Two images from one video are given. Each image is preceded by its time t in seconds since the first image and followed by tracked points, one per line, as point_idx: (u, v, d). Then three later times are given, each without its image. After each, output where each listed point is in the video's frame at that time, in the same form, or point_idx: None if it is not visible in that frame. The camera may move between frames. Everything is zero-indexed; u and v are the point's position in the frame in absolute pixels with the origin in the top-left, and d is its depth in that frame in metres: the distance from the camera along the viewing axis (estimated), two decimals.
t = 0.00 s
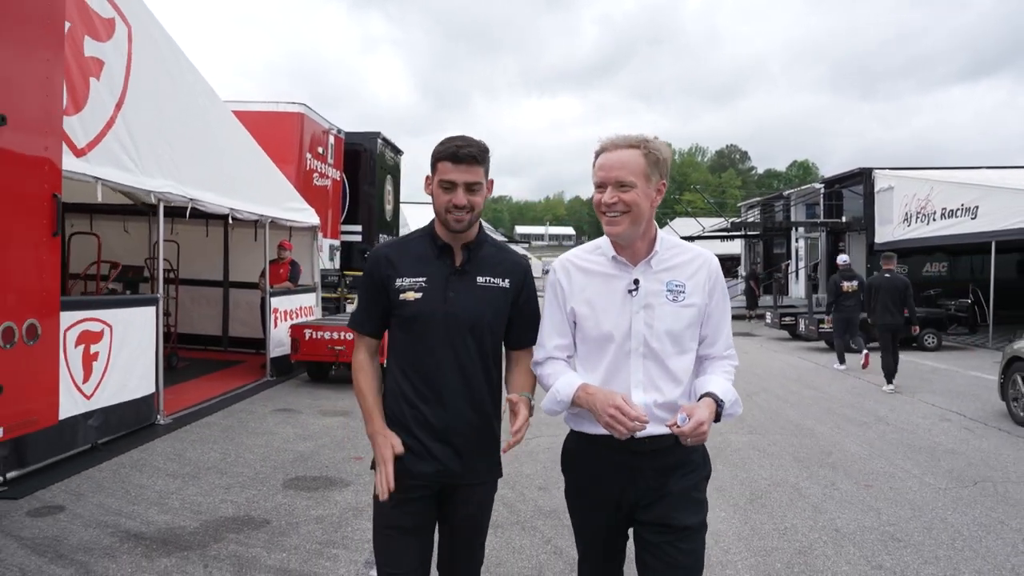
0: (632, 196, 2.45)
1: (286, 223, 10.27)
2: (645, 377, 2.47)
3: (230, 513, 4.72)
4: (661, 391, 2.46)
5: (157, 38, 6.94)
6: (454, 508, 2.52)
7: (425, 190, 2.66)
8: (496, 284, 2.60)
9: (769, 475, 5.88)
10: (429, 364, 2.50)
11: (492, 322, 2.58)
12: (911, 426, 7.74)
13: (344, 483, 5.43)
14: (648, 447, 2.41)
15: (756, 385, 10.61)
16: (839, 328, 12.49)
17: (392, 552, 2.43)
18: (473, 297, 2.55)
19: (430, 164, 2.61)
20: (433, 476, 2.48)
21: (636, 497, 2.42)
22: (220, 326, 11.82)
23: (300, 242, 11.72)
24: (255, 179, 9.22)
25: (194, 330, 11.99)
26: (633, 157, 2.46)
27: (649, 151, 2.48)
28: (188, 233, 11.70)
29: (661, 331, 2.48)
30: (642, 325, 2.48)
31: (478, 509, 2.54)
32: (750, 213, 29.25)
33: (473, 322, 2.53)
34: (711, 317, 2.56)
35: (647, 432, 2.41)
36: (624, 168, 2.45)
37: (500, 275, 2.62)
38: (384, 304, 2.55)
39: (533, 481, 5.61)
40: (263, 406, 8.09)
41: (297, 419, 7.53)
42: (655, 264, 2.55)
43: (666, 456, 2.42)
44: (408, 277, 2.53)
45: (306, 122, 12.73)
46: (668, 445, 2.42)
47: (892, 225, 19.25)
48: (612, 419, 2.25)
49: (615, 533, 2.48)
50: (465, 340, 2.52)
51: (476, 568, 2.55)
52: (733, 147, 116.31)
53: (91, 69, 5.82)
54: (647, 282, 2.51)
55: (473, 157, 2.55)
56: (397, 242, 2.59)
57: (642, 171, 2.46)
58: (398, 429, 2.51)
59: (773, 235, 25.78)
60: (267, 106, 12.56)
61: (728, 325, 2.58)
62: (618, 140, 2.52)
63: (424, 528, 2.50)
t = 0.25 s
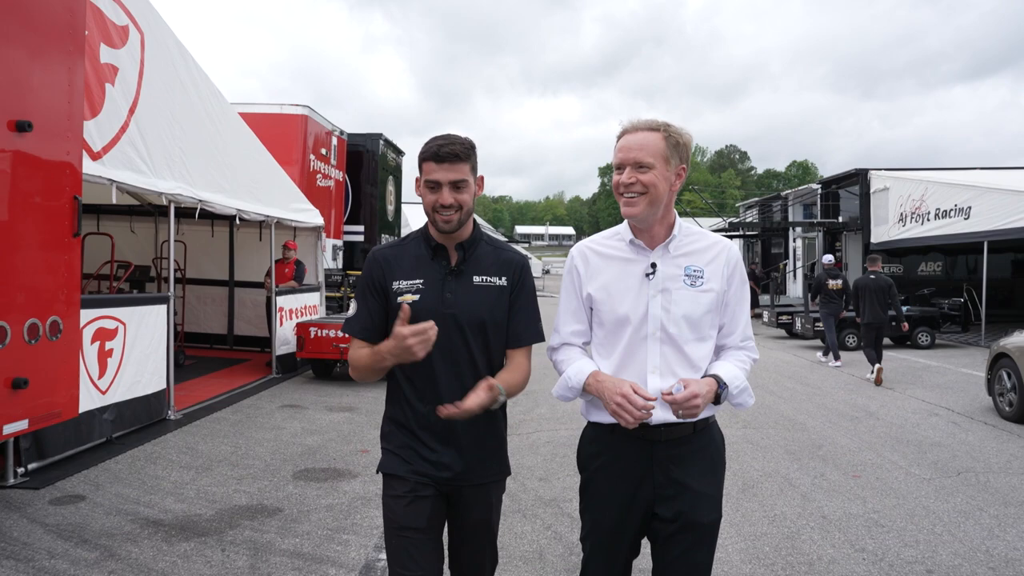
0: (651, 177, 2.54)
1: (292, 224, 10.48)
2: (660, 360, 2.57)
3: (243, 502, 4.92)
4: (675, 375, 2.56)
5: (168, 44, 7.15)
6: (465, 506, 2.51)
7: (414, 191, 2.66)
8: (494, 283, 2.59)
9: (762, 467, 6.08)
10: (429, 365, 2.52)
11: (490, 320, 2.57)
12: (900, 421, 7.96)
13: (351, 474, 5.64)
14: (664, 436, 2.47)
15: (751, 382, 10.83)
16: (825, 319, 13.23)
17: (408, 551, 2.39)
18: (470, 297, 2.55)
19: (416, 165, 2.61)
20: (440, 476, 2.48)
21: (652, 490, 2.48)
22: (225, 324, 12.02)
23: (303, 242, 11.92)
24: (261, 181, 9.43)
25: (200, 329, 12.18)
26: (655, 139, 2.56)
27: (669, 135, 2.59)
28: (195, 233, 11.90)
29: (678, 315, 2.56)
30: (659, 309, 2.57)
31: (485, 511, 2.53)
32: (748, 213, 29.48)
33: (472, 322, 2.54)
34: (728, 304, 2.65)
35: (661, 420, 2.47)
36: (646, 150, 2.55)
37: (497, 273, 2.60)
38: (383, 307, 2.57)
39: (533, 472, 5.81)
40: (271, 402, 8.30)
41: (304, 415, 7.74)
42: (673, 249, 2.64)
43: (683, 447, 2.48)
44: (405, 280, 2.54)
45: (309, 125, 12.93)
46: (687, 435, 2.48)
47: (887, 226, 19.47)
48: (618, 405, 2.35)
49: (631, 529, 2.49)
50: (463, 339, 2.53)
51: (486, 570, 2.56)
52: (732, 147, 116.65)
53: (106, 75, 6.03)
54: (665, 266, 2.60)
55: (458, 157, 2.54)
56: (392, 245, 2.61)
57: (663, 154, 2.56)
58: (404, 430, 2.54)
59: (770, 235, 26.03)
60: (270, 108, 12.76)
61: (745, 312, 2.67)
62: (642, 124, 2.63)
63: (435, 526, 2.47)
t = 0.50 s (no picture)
0: (648, 175, 2.55)
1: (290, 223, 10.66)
2: (659, 354, 2.60)
3: (248, 491, 5.11)
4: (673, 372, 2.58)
5: (170, 48, 7.33)
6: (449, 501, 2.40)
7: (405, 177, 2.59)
8: (483, 274, 2.52)
9: (747, 458, 6.32)
10: (415, 358, 2.42)
11: (480, 311, 2.49)
12: (882, 415, 8.22)
13: (351, 466, 5.83)
14: (662, 431, 2.48)
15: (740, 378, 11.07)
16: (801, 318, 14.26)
17: (401, 550, 2.39)
18: (459, 288, 2.47)
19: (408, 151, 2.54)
20: (425, 471, 2.38)
21: (651, 485, 2.48)
22: (223, 323, 12.19)
23: (300, 242, 12.09)
24: (260, 182, 9.61)
25: (198, 327, 12.34)
26: (653, 137, 2.57)
27: (669, 132, 2.59)
28: (193, 233, 12.00)
29: (677, 311, 2.59)
30: (657, 304, 2.60)
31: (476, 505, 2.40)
32: (739, 213, 29.78)
33: (461, 313, 2.45)
34: (730, 301, 2.66)
35: (660, 416, 2.48)
36: (644, 148, 2.56)
37: (486, 264, 2.54)
38: (370, 300, 2.50)
39: (527, 463, 6.02)
40: (270, 398, 8.49)
41: (303, 410, 7.93)
42: (674, 246, 2.67)
43: (681, 442, 2.49)
44: (392, 271, 2.47)
45: (306, 125, 13.09)
46: (684, 431, 2.50)
47: (875, 226, 19.77)
48: (613, 395, 2.38)
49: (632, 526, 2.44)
50: (452, 331, 2.44)
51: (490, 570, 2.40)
52: (724, 148, 117.23)
53: (111, 79, 6.21)
54: (665, 262, 2.64)
55: (456, 141, 2.49)
56: (377, 237, 2.53)
57: (660, 153, 2.57)
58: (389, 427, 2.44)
59: (761, 235, 26.33)
60: (267, 109, 12.91)
61: (749, 311, 2.65)
62: (644, 122, 2.63)
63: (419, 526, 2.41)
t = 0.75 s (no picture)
0: (621, 192, 2.55)
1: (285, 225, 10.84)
2: (644, 366, 2.60)
3: (248, 484, 5.30)
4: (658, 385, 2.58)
5: (169, 54, 7.50)
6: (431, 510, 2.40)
7: (400, 187, 2.57)
8: (474, 287, 2.53)
9: (730, 453, 6.54)
10: (404, 370, 2.42)
11: (471, 326, 2.50)
12: (863, 412, 8.47)
13: (347, 461, 6.03)
14: (649, 444, 2.52)
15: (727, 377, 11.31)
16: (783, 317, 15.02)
17: (395, 555, 2.45)
18: (451, 301, 2.48)
19: (403, 162, 2.53)
20: (414, 482, 2.39)
21: (637, 496, 2.53)
22: (218, 322, 12.35)
23: (295, 243, 12.25)
24: (256, 184, 9.78)
25: (193, 327, 12.50)
26: (626, 154, 2.57)
27: (643, 148, 2.56)
28: (188, 234, 12.15)
29: (662, 324, 2.58)
30: (643, 318, 2.59)
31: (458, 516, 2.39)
32: (728, 214, 30.07)
33: (454, 326, 2.46)
34: (716, 314, 2.63)
35: (649, 428, 2.50)
36: (616, 165, 2.56)
37: (477, 277, 2.55)
38: (361, 310, 2.50)
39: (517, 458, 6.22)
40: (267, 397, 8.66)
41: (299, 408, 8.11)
42: (660, 259, 2.65)
43: (669, 455, 2.53)
44: (384, 282, 2.46)
45: (300, 128, 13.25)
46: (672, 444, 2.53)
47: (861, 227, 20.05)
48: (591, 411, 2.41)
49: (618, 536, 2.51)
50: (444, 345, 2.45)
51: None
52: (715, 148, 117.80)
53: (114, 86, 6.40)
54: (651, 275, 2.62)
55: (455, 153, 2.49)
56: (368, 245, 2.52)
57: (635, 169, 2.55)
58: (377, 438, 2.43)
59: (750, 236, 26.63)
60: (261, 112, 13.05)
61: (735, 323, 2.63)
62: (624, 136, 2.63)
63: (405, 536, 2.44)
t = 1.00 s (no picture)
0: (597, 190, 2.57)
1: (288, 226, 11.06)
2: (628, 361, 2.60)
3: (256, 476, 5.53)
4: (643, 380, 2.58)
5: (177, 61, 7.71)
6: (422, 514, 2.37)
7: (407, 184, 2.54)
8: (474, 288, 2.51)
9: (721, 448, 6.75)
10: (400, 367, 2.38)
11: (470, 326, 2.47)
12: (852, 409, 8.69)
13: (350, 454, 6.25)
14: (635, 441, 2.51)
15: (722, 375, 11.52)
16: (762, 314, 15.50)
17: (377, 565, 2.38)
18: (451, 300, 2.45)
19: (412, 159, 2.51)
20: (407, 486, 2.35)
21: (624, 495, 2.52)
22: (222, 322, 12.57)
23: (297, 244, 12.45)
24: (260, 186, 10.00)
25: (198, 326, 12.72)
26: (601, 151, 2.58)
27: (616, 145, 2.60)
28: (192, 235, 12.36)
29: (643, 318, 2.59)
30: (625, 313, 2.61)
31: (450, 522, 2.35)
32: (727, 215, 30.31)
33: (451, 325, 2.43)
34: (700, 307, 2.62)
35: (633, 424, 2.50)
36: (590, 163, 2.59)
37: (478, 279, 2.53)
38: (359, 305, 2.46)
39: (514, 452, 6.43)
40: (271, 394, 8.88)
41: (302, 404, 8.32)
42: (641, 254, 2.68)
43: (654, 452, 2.52)
44: (383, 278, 2.44)
45: (302, 130, 13.47)
46: (659, 441, 2.51)
47: (857, 228, 20.27)
48: (575, 408, 2.44)
49: (605, 536, 2.53)
50: (441, 344, 2.40)
51: None
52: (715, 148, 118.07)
53: (125, 93, 6.62)
54: (631, 270, 2.66)
55: (469, 150, 2.51)
56: (371, 241, 2.50)
57: (610, 165, 2.58)
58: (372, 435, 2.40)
59: (748, 236, 26.87)
60: (264, 115, 13.26)
61: (720, 314, 2.60)
62: (598, 136, 2.67)
63: (396, 542, 2.39)
